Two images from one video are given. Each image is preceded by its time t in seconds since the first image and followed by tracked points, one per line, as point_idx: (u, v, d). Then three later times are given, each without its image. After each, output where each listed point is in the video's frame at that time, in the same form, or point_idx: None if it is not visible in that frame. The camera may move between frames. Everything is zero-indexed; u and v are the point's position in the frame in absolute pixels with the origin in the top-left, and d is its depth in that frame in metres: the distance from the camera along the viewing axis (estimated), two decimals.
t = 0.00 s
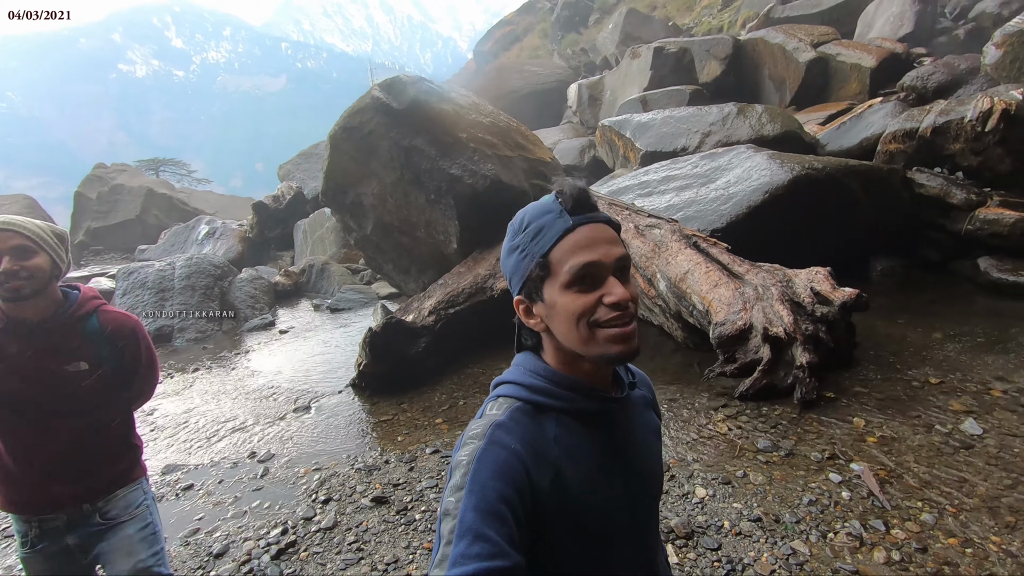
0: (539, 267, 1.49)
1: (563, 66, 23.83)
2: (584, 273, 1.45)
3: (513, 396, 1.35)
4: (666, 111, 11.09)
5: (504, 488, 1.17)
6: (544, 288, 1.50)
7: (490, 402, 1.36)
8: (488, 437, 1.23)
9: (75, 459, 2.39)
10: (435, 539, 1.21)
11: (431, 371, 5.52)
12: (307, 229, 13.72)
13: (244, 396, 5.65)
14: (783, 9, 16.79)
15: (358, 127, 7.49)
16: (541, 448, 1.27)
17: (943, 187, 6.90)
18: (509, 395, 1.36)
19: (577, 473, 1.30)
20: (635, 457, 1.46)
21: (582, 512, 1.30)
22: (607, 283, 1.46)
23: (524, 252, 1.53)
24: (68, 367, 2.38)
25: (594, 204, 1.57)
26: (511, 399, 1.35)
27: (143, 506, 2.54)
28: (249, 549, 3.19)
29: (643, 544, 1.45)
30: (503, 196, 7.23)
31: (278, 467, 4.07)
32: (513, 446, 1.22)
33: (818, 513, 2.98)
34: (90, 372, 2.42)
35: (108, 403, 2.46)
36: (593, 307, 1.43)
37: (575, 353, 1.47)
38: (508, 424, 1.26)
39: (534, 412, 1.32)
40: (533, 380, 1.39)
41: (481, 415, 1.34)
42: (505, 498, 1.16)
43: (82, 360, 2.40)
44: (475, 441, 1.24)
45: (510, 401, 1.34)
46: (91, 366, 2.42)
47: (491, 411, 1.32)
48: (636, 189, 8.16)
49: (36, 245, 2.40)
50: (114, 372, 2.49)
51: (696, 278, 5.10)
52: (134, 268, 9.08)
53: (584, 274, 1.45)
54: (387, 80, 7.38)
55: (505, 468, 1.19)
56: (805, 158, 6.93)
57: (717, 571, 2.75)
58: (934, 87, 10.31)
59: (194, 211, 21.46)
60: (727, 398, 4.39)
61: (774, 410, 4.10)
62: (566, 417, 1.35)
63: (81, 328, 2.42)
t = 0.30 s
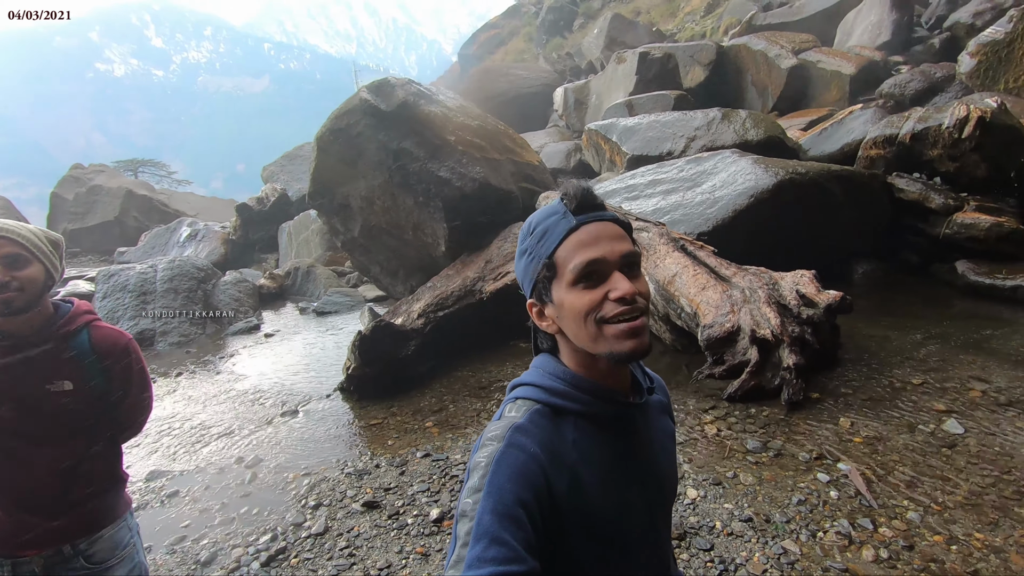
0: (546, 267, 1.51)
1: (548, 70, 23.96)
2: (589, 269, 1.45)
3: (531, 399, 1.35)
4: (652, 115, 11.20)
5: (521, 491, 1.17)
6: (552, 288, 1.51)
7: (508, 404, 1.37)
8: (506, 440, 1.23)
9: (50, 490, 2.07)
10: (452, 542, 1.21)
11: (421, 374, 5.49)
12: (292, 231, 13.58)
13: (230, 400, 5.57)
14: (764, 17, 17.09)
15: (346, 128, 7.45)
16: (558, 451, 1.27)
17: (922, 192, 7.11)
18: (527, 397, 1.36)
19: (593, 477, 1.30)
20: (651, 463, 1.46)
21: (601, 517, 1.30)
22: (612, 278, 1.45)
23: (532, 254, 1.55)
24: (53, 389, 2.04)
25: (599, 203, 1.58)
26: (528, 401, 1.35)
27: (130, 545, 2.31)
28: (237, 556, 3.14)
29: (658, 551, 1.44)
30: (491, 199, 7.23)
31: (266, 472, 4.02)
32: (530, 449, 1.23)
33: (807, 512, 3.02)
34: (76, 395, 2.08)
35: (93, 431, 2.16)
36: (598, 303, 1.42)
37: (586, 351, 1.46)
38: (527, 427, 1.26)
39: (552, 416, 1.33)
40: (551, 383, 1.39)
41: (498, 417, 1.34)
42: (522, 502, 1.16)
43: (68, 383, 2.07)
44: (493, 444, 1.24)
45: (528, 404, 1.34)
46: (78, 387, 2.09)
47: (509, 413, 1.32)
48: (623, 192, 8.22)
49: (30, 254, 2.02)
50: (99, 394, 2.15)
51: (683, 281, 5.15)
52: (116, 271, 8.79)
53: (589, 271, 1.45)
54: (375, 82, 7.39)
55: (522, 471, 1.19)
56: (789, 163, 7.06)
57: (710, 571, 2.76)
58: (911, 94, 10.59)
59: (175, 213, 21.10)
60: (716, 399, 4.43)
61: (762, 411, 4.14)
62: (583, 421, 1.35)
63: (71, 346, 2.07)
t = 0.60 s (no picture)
0: (531, 271, 1.53)
1: (514, 70, 24.02)
2: (564, 277, 1.45)
3: (531, 397, 1.36)
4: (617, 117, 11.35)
5: (521, 486, 1.17)
6: (537, 292, 1.54)
7: (509, 402, 1.37)
8: (507, 436, 1.24)
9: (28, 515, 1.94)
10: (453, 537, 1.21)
11: (393, 377, 5.43)
12: (254, 232, 13.21)
13: (192, 408, 5.37)
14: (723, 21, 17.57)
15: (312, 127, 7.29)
16: (558, 449, 1.27)
17: (875, 193, 7.47)
18: (528, 395, 1.36)
19: (592, 475, 1.30)
20: (652, 464, 1.47)
21: (601, 515, 1.30)
22: (585, 287, 1.43)
23: (523, 257, 1.57)
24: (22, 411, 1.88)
25: (590, 202, 1.52)
26: (530, 399, 1.35)
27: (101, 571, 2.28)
28: (206, 569, 3.03)
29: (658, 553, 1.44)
30: (461, 199, 7.18)
31: (234, 481, 3.89)
32: (531, 445, 1.23)
33: (776, 504, 3.11)
34: (50, 418, 1.94)
35: (68, 449, 2.03)
36: (570, 313, 1.42)
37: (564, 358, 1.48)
38: (527, 424, 1.26)
39: (552, 413, 1.33)
40: (552, 381, 1.39)
41: (500, 414, 1.34)
42: (522, 497, 1.17)
43: (41, 404, 1.93)
44: (494, 439, 1.25)
45: (528, 401, 1.34)
46: (53, 407, 1.95)
47: (510, 410, 1.33)
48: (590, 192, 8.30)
49: (9, 263, 1.91)
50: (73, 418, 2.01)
51: (653, 280, 5.25)
52: (64, 272, 8.31)
53: (564, 279, 1.45)
54: (341, 80, 7.26)
55: (522, 466, 1.19)
56: (750, 165, 7.33)
57: (685, 564, 2.81)
58: (863, 98, 11.31)
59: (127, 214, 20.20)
60: (685, 395, 4.46)
61: (730, 406, 4.23)
62: (584, 419, 1.35)
63: (44, 364, 1.93)
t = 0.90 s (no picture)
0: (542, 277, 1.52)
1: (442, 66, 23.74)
2: (560, 291, 1.41)
3: (541, 394, 1.37)
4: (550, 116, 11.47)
5: (524, 476, 1.20)
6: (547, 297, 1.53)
7: (520, 397, 1.39)
8: (512, 428, 1.27)
9: None
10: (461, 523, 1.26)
11: (333, 384, 5.19)
12: (166, 233, 12.23)
13: (106, 428, 4.89)
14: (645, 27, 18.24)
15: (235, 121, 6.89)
16: (563, 444, 1.28)
17: (790, 192, 8.03)
18: (538, 393, 1.38)
19: (598, 474, 1.30)
20: (662, 469, 1.43)
21: (607, 515, 1.30)
22: (575, 305, 1.38)
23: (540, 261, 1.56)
24: None
25: (601, 212, 1.42)
26: (539, 396, 1.37)
27: None
28: None
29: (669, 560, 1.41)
30: (397, 198, 6.99)
31: (162, 508, 3.57)
32: (535, 438, 1.25)
33: (723, 491, 3.25)
34: None
35: None
36: (560, 327, 1.40)
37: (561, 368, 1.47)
38: (532, 418, 1.29)
39: (560, 410, 1.34)
40: (562, 381, 1.39)
41: (509, 409, 1.37)
42: (525, 486, 1.19)
43: None
44: (499, 431, 1.28)
45: (537, 398, 1.36)
46: None
47: (518, 405, 1.35)
48: (526, 191, 8.33)
49: None
50: None
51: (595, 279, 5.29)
52: None
53: (559, 293, 1.41)
54: (264, 72, 6.90)
55: (525, 457, 1.22)
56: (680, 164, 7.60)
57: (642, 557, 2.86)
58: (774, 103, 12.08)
59: (12, 215, 18.13)
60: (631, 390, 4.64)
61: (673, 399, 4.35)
62: (592, 418, 1.34)
63: None
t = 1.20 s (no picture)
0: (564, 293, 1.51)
1: (332, 62, 22.68)
2: (583, 310, 1.40)
3: (558, 404, 1.38)
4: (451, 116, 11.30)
5: (536, 484, 1.22)
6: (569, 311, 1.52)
7: (537, 404, 1.41)
8: (526, 435, 1.29)
9: None
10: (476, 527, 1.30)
11: (231, 410, 4.68)
12: (8, 246, 10.52)
13: None
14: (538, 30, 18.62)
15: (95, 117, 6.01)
16: (576, 453, 1.29)
17: (684, 193, 8.44)
18: (555, 402, 1.39)
19: (613, 485, 1.30)
20: (681, 485, 1.40)
21: (623, 527, 1.29)
22: (597, 323, 1.38)
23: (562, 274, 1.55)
24: None
25: (624, 230, 1.39)
26: (556, 405, 1.38)
27: None
28: None
29: None
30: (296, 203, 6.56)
31: None
32: (549, 446, 1.27)
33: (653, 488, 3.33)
34: None
35: None
36: (582, 344, 1.40)
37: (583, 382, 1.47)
38: (547, 426, 1.30)
39: (576, 420, 1.35)
40: (580, 392, 1.39)
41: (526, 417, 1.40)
42: (537, 494, 1.22)
43: None
44: (514, 437, 1.31)
45: (553, 407, 1.37)
46: None
47: (534, 413, 1.37)
48: (433, 193, 8.13)
49: None
50: None
51: (511, 281, 5.20)
52: None
53: (581, 311, 1.40)
54: (131, 63, 6.20)
55: (538, 466, 1.24)
56: (583, 165, 7.73)
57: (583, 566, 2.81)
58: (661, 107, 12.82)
59: None
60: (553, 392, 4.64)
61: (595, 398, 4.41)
62: (609, 429, 1.34)
63: None
